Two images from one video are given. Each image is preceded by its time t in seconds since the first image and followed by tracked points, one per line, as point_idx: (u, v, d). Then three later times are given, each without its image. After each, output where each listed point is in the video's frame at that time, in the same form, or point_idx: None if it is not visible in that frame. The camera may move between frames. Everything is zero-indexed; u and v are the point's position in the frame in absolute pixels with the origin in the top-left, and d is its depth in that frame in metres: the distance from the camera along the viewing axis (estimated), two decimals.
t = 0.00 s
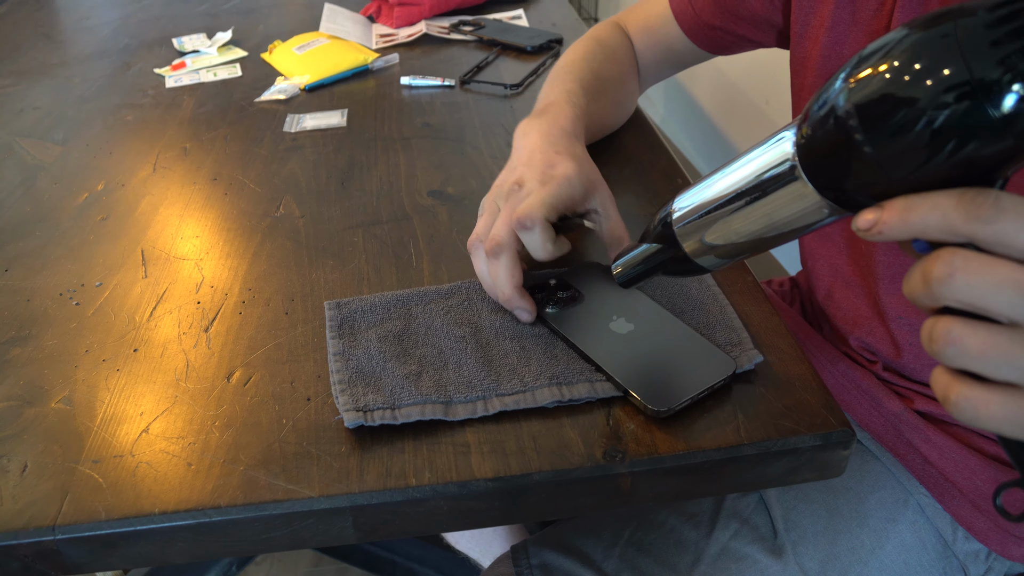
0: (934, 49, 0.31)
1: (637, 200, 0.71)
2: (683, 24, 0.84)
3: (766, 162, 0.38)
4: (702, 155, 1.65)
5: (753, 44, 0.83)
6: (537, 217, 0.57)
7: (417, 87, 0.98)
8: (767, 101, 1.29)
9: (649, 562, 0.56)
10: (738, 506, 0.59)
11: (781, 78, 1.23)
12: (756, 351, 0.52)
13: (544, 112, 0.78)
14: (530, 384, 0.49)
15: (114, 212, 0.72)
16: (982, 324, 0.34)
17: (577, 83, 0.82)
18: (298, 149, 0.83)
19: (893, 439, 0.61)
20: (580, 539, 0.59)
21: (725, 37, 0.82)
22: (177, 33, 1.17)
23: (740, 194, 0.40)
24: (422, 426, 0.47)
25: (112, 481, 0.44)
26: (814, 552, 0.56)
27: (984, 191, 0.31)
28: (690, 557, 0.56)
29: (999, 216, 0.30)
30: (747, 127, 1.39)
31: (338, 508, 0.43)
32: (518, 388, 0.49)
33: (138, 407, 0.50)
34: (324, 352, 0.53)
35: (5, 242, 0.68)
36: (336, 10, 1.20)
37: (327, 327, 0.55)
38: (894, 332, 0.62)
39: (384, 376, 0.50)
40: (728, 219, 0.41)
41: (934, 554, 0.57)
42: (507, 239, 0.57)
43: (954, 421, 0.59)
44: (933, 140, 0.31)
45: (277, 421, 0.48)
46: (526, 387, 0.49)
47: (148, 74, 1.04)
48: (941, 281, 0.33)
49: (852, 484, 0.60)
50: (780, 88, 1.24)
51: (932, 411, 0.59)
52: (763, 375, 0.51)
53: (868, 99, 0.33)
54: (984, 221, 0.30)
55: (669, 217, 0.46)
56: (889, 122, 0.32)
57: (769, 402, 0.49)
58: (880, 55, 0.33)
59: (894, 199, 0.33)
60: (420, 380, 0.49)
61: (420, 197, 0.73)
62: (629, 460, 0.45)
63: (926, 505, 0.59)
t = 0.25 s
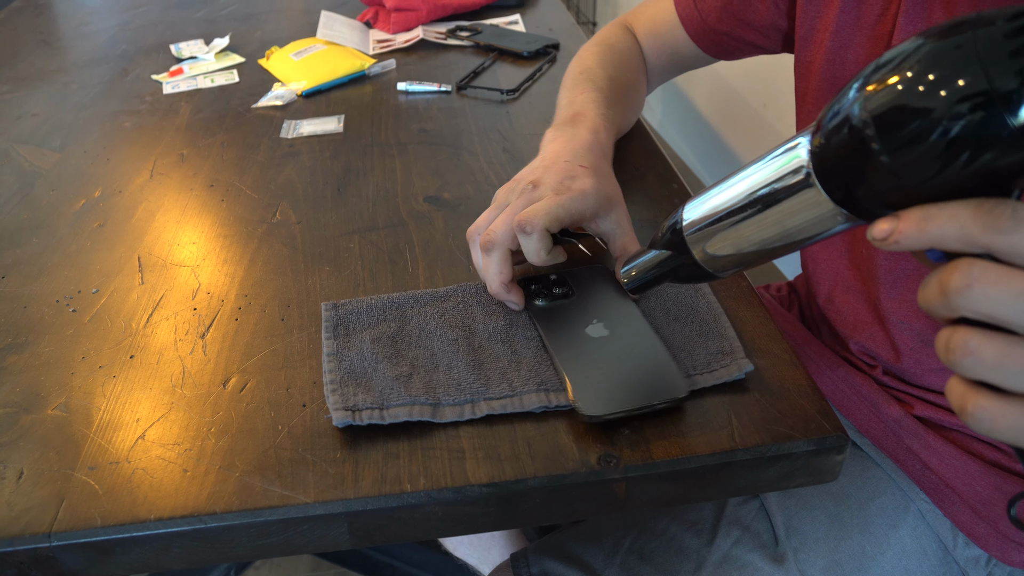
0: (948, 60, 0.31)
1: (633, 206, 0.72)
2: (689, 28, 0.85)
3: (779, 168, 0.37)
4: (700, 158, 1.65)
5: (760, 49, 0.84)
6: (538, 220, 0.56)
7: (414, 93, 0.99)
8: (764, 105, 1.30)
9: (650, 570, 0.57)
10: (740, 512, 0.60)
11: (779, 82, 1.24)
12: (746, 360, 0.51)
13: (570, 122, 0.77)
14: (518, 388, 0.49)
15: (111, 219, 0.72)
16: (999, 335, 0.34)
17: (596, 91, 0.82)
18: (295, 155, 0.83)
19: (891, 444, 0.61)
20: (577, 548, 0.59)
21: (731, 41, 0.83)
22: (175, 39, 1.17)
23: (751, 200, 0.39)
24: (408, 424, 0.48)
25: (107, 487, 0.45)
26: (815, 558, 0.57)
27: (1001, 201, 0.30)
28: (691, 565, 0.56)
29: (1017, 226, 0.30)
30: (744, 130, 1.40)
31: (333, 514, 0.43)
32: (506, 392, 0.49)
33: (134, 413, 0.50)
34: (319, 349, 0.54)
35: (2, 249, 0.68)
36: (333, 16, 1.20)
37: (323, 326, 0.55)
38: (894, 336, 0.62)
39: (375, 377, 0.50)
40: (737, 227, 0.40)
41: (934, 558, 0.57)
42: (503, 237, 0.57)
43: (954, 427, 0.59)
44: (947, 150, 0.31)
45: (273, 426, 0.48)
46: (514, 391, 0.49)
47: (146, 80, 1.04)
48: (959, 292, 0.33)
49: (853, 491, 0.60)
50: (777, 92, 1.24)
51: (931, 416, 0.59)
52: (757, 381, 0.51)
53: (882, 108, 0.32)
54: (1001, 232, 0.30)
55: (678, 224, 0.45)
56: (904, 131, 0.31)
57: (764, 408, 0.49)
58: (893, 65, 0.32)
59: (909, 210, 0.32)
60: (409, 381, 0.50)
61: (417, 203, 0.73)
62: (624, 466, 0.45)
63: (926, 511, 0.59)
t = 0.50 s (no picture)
0: (959, 77, 0.30)
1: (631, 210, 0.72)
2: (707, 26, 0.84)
3: (789, 180, 0.37)
4: (698, 161, 1.66)
5: (780, 49, 0.83)
6: (527, 223, 0.57)
7: (412, 96, 0.99)
8: (762, 108, 1.30)
9: (648, 572, 0.57)
10: (737, 515, 0.60)
11: (777, 84, 1.24)
12: (738, 368, 0.51)
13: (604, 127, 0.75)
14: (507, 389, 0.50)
15: (110, 222, 0.73)
16: (1006, 354, 0.34)
17: (625, 98, 0.81)
18: (293, 159, 0.84)
19: (890, 446, 0.61)
20: (576, 550, 0.59)
21: (751, 41, 0.82)
22: (173, 42, 1.18)
23: (760, 211, 0.39)
24: (399, 422, 0.49)
25: (105, 491, 0.45)
26: (813, 560, 0.57)
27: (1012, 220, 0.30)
28: (689, 566, 0.56)
29: None
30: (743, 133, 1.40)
31: (330, 518, 0.43)
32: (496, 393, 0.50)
33: (132, 417, 0.50)
34: (317, 344, 0.55)
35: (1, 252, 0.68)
36: (331, 20, 1.21)
37: (323, 320, 0.56)
38: (897, 337, 0.62)
39: (367, 372, 0.51)
40: (746, 235, 0.40)
41: (932, 561, 0.57)
42: (493, 237, 0.58)
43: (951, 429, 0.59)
44: (959, 168, 0.30)
45: (270, 429, 0.48)
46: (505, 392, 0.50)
47: (144, 84, 1.04)
48: (967, 309, 0.33)
49: (850, 493, 0.60)
50: (776, 95, 1.25)
51: (929, 419, 0.60)
52: (754, 385, 0.51)
53: (891, 125, 0.32)
54: (1012, 251, 0.30)
55: (686, 231, 0.45)
56: (913, 148, 0.31)
57: (760, 412, 0.49)
58: (904, 82, 0.32)
59: (919, 226, 0.32)
60: (401, 377, 0.50)
61: (414, 206, 0.73)
62: (620, 470, 0.45)
63: (923, 513, 0.59)
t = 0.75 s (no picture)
0: (963, 80, 0.32)
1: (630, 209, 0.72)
2: (729, 22, 0.82)
3: (794, 176, 0.39)
4: (698, 161, 1.66)
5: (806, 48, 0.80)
6: (506, 228, 0.57)
7: (412, 95, 0.99)
8: (763, 108, 1.30)
9: (650, 570, 0.57)
10: (739, 513, 0.60)
11: (778, 85, 1.24)
12: (739, 371, 0.51)
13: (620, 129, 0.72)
14: (507, 389, 0.50)
15: (109, 221, 0.73)
16: (998, 351, 0.34)
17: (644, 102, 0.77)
18: (292, 158, 0.84)
19: (893, 446, 0.61)
20: (578, 547, 0.59)
21: (779, 35, 0.79)
22: (173, 42, 1.18)
23: (765, 204, 0.41)
24: (397, 420, 0.49)
25: (104, 489, 0.45)
26: (815, 558, 0.57)
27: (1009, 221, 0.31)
28: (691, 565, 0.56)
29: None
30: (742, 133, 1.40)
31: (330, 516, 0.43)
32: (494, 392, 0.50)
33: (132, 415, 0.50)
34: (318, 342, 0.55)
35: None
36: (331, 19, 1.21)
37: (323, 317, 0.56)
38: (904, 330, 0.62)
39: (367, 369, 0.51)
40: (751, 227, 0.43)
41: (934, 561, 0.57)
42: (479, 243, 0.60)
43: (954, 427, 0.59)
44: (964, 167, 0.32)
45: (269, 428, 0.48)
46: (503, 392, 0.50)
47: (144, 83, 1.04)
48: (961, 307, 0.33)
49: (852, 491, 0.60)
50: (777, 95, 1.25)
51: (933, 418, 0.60)
52: (754, 383, 0.52)
53: (898, 125, 0.33)
54: (1008, 252, 0.30)
55: (692, 223, 0.47)
56: (919, 147, 0.32)
57: (761, 411, 0.49)
58: (909, 84, 0.33)
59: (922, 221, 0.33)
60: (400, 375, 0.51)
61: (414, 206, 0.74)
62: (620, 468, 0.45)
63: (926, 512, 0.59)
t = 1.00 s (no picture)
0: (949, 68, 0.32)
1: (631, 205, 0.71)
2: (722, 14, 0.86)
3: (781, 164, 0.39)
4: (699, 157, 1.65)
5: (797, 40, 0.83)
6: (492, 168, 0.64)
7: (413, 91, 0.98)
8: (764, 105, 1.29)
9: (655, 570, 0.56)
10: (743, 512, 0.59)
11: (779, 80, 1.23)
12: (742, 368, 0.51)
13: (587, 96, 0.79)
14: (508, 386, 0.50)
15: (109, 217, 0.72)
16: (977, 334, 0.35)
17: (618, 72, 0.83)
18: (293, 153, 0.83)
19: (899, 445, 0.61)
20: (581, 547, 0.60)
21: (771, 29, 0.82)
22: (173, 38, 1.17)
23: (751, 192, 0.41)
24: (398, 417, 0.48)
25: (104, 485, 0.45)
26: (820, 557, 0.57)
27: (990, 207, 0.32)
28: (695, 565, 0.56)
29: (1002, 232, 0.31)
30: (744, 129, 1.40)
31: (331, 513, 0.43)
32: (495, 388, 0.49)
33: (131, 411, 0.50)
34: (319, 338, 0.55)
35: None
36: (331, 15, 1.20)
37: (325, 312, 0.56)
38: (908, 330, 0.62)
39: (367, 365, 0.51)
40: (737, 215, 0.42)
41: (939, 559, 0.58)
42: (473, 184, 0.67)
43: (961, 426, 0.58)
44: (949, 155, 0.32)
45: (270, 424, 0.48)
46: (504, 388, 0.49)
47: (144, 79, 1.04)
48: (940, 291, 0.34)
49: (857, 490, 0.60)
50: (778, 90, 1.24)
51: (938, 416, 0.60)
52: (756, 379, 0.51)
53: (883, 113, 0.33)
54: (987, 236, 0.31)
55: (680, 212, 0.46)
56: (905, 135, 0.33)
57: (764, 408, 0.49)
58: (895, 72, 0.34)
59: (906, 209, 0.34)
60: (401, 371, 0.50)
61: (415, 201, 0.73)
62: (622, 464, 0.45)
63: (932, 511, 0.59)
